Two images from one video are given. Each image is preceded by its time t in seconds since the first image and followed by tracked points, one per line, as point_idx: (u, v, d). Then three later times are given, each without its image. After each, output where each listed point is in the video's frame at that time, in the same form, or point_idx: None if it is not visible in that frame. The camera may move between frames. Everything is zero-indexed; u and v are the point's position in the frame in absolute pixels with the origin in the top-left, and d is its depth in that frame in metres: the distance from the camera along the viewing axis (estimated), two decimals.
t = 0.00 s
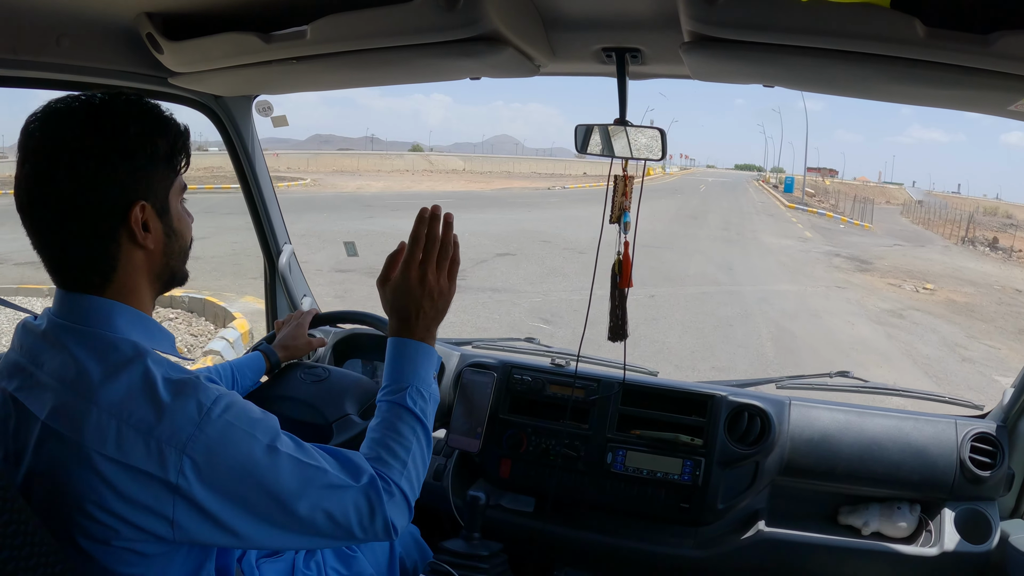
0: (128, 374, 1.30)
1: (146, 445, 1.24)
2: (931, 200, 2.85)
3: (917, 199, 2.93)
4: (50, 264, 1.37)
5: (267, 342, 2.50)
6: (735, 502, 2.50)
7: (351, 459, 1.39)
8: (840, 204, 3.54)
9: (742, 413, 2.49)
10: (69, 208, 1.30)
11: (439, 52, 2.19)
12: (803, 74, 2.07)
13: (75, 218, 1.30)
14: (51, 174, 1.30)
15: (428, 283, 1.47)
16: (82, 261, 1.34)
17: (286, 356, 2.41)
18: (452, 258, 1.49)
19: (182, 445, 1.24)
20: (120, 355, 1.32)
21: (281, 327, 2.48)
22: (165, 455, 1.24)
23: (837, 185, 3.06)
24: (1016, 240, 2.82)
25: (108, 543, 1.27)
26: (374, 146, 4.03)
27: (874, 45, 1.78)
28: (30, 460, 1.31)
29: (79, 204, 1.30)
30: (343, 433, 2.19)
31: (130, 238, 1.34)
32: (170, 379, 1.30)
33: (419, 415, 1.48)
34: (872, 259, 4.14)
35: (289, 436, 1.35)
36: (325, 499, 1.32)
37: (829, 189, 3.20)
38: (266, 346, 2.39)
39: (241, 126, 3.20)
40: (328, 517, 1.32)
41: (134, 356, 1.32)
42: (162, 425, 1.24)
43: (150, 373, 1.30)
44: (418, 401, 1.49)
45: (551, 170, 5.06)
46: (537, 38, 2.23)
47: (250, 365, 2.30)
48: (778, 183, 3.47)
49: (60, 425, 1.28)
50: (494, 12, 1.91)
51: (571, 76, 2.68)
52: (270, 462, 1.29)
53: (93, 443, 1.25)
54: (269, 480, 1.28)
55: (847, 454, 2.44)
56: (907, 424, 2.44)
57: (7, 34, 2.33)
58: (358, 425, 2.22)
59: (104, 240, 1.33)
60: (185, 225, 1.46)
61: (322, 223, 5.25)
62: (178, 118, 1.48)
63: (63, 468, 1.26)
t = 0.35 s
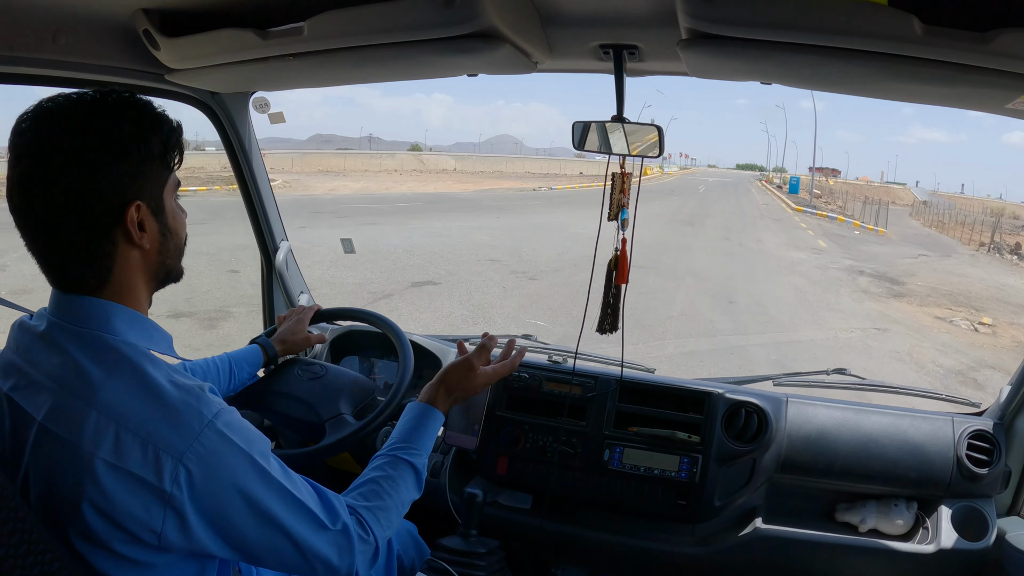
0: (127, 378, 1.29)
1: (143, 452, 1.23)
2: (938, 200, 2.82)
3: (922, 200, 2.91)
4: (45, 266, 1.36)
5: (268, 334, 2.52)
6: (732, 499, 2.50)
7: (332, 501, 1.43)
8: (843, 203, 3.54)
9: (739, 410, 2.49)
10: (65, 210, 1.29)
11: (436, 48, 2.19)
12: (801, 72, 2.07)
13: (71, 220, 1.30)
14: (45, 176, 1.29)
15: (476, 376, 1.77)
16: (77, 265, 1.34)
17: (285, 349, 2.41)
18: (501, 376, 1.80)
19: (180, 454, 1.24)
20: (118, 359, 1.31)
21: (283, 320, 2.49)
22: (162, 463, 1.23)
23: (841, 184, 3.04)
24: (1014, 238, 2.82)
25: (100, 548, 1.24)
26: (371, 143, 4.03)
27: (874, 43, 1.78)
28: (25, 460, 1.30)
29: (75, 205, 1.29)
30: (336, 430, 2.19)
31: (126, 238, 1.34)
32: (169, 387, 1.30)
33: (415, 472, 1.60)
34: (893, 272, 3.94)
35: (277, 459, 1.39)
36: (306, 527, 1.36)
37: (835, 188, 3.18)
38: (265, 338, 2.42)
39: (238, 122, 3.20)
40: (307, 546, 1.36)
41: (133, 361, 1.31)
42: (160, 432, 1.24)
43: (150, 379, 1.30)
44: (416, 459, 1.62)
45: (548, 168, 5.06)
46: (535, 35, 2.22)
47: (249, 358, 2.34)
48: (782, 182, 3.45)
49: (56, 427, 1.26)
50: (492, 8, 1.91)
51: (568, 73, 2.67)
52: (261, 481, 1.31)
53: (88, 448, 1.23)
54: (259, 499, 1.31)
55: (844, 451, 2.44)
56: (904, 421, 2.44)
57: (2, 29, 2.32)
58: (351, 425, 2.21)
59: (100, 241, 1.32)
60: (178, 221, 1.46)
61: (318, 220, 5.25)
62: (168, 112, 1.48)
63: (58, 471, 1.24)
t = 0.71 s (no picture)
0: (133, 377, 1.29)
1: (150, 452, 1.23)
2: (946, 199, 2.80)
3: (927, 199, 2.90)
4: (55, 262, 1.36)
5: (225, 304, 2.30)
6: (732, 495, 2.50)
7: (337, 500, 1.40)
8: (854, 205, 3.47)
9: (739, 405, 2.49)
10: (78, 211, 1.29)
11: (434, 46, 2.19)
12: (799, 68, 2.07)
13: (83, 220, 1.30)
14: (60, 176, 1.29)
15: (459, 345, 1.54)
16: (85, 263, 1.34)
17: (221, 296, 2.18)
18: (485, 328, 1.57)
19: (186, 454, 1.24)
20: (125, 358, 1.31)
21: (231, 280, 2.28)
22: (168, 462, 1.23)
23: (846, 184, 3.01)
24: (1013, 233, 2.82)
25: (107, 545, 1.25)
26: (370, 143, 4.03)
27: (871, 39, 1.78)
28: (32, 459, 1.29)
29: (88, 206, 1.29)
30: (331, 432, 2.17)
31: (139, 241, 1.34)
32: (177, 387, 1.29)
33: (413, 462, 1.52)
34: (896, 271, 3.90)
35: (285, 456, 1.37)
36: (316, 526, 1.34)
37: (838, 189, 3.14)
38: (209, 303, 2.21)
39: (236, 122, 3.19)
40: (315, 545, 1.34)
41: (140, 360, 1.31)
42: (167, 432, 1.24)
43: (157, 379, 1.29)
44: (413, 447, 1.53)
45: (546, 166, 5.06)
46: (532, 32, 2.22)
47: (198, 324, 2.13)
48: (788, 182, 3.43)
49: (62, 424, 1.26)
50: (489, 6, 1.91)
51: (566, 70, 2.67)
52: (269, 480, 1.30)
53: (94, 446, 1.23)
54: (267, 498, 1.30)
55: (844, 446, 2.44)
56: (904, 416, 2.44)
57: None
58: (347, 425, 2.20)
59: (113, 244, 1.32)
60: (193, 225, 1.46)
61: (317, 220, 5.25)
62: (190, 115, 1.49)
63: (64, 470, 1.23)
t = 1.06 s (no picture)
0: (133, 383, 1.30)
1: (152, 455, 1.24)
2: (951, 199, 2.69)
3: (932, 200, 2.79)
4: (52, 269, 1.35)
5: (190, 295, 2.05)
6: (731, 501, 2.50)
7: (341, 493, 1.42)
8: (865, 209, 3.41)
9: (737, 411, 2.51)
10: (77, 215, 1.29)
11: (435, 53, 2.20)
12: (798, 75, 2.09)
13: (83, 224, 1.29)
14: (58, 181, 1.29)
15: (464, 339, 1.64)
16: (83, 270, 1.33)
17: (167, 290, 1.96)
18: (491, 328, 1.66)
19: (187, 456, 1.25)
20: (125, 364, 1.32)
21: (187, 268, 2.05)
22: (170, 465, 1.24)
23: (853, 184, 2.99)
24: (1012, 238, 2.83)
25: (111, 550, 1.25)
26: (370, 146, 4.03)
27: (870, 46, 1.79)
28: (32, 468, 1.28)
29: (87, 210, 1.29)
30: (332, 437, 2.19)
31: (137, 243, 1.34)
32: (175, 391, 1.31)
33: (417, 455, 1.56)
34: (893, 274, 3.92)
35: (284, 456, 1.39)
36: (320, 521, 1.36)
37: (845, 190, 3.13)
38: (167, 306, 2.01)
39: (236, 126, 3.20)
40: (320, 541, 1.36)
41: (140, 366, 1.32)
42: (168, 434, 1.25)
43: (156, 384, 1.30)
44: (417, 441, 1.56)
45: (546, 170, 5.06)
46: (532, 39, 2.23)
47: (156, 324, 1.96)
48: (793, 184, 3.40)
49: (63, 431, 1.25)
50: (490, 13, 1.92)
51: (566, 76, 2.68)
52: (271, 477, 1.32)
53: (96, 451, 1.23)
54: (270, 497, 1.32)
55: (842, 452, 2.45)
56: (901, 422, 2.45)
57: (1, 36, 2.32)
58: (348, 429, 2.21)
59: (111, 248, 1.32)
60: (184, 231, 1.47)
61: (317, 223, 5.25)
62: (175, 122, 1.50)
63: (65, 477, 1.23)
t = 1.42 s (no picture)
0: (116, 370, 1.28)
1: (134, 442, 1.22)
2: (956, 198, 2.67)
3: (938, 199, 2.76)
4: (42, 260, 1.34)
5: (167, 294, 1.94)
6: (725, 506, 2.50)
7: (327, 476, 1.39)
8: (875, 211, 3.41)
9: (731, 417, 2.49)
10: (73, 203, 1.28)
11: (432, 54, 2.19)
12: (795, 80, 2.08)
13: (80, 209, 1.28)
14: (53, 168, 1.28)
15: (438, 317, 1.62)
16: (74, 258, 1.31)
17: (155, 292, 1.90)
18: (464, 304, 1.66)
19: (170, 442, 1.23)
20: (109, 352, 1.31)
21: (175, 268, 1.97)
22: (153, 451, 1.22)
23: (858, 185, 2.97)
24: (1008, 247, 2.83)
25: (97, 539, 1.24)
26: (368, 148, 4.03)
27: (867, 52, 1.79)
28: (18, 460, 1.28)
29: (85, 198, 1.28)
30: (321, 438, 2.18)
31: (138, 235, 1.34)
32: (158, 377, 1.29)
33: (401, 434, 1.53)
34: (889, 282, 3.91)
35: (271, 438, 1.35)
36: (309, 502, 1.33)
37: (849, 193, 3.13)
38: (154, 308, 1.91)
39: (233, 126, 3.20)
40: (308, 521, 1.33)
41: (124, 354, 1.31)
42: (150, 421, 1.23)
43: (139, 371, 1.29)
44: (400, 420, 1.54)
45: (544, 173, 5.06)
46: (530, 41, 2.23)
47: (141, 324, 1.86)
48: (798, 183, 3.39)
49: (48, 420, 1.25)
50: (487, 14, 1.91)
51: (563, 79, 2.68)
52: (255, 462, 1.29)
53: (79, 439, 1.22)
54: (255, 479, 1.28)
55: (837, 458, 2.44)
56: (895, 430, 2.45)
57: None
58: (336, 432, 2.19)
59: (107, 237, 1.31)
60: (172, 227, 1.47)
61: (313, 224, 5.24)
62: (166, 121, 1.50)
63: (49, 465, 1.23)
